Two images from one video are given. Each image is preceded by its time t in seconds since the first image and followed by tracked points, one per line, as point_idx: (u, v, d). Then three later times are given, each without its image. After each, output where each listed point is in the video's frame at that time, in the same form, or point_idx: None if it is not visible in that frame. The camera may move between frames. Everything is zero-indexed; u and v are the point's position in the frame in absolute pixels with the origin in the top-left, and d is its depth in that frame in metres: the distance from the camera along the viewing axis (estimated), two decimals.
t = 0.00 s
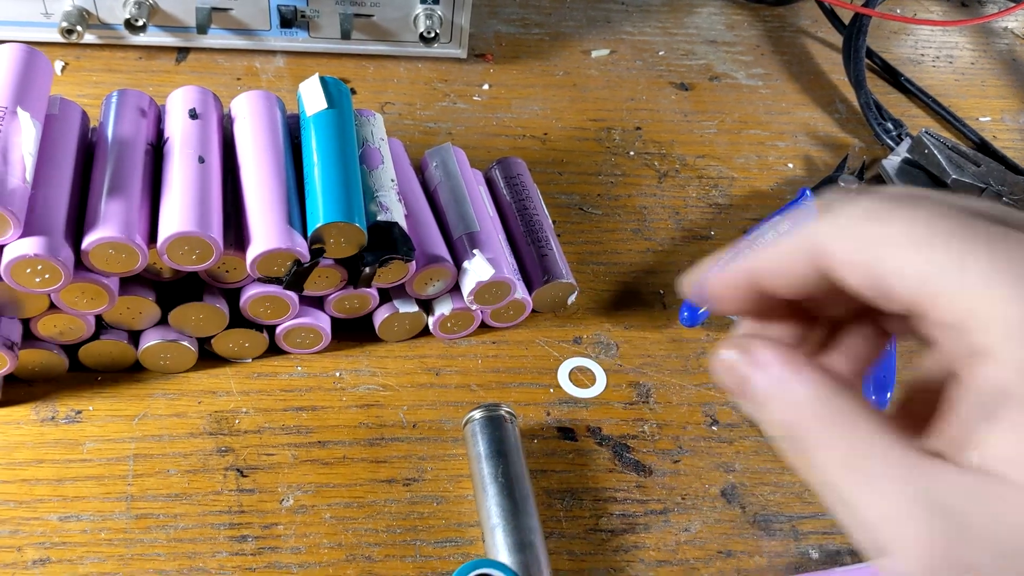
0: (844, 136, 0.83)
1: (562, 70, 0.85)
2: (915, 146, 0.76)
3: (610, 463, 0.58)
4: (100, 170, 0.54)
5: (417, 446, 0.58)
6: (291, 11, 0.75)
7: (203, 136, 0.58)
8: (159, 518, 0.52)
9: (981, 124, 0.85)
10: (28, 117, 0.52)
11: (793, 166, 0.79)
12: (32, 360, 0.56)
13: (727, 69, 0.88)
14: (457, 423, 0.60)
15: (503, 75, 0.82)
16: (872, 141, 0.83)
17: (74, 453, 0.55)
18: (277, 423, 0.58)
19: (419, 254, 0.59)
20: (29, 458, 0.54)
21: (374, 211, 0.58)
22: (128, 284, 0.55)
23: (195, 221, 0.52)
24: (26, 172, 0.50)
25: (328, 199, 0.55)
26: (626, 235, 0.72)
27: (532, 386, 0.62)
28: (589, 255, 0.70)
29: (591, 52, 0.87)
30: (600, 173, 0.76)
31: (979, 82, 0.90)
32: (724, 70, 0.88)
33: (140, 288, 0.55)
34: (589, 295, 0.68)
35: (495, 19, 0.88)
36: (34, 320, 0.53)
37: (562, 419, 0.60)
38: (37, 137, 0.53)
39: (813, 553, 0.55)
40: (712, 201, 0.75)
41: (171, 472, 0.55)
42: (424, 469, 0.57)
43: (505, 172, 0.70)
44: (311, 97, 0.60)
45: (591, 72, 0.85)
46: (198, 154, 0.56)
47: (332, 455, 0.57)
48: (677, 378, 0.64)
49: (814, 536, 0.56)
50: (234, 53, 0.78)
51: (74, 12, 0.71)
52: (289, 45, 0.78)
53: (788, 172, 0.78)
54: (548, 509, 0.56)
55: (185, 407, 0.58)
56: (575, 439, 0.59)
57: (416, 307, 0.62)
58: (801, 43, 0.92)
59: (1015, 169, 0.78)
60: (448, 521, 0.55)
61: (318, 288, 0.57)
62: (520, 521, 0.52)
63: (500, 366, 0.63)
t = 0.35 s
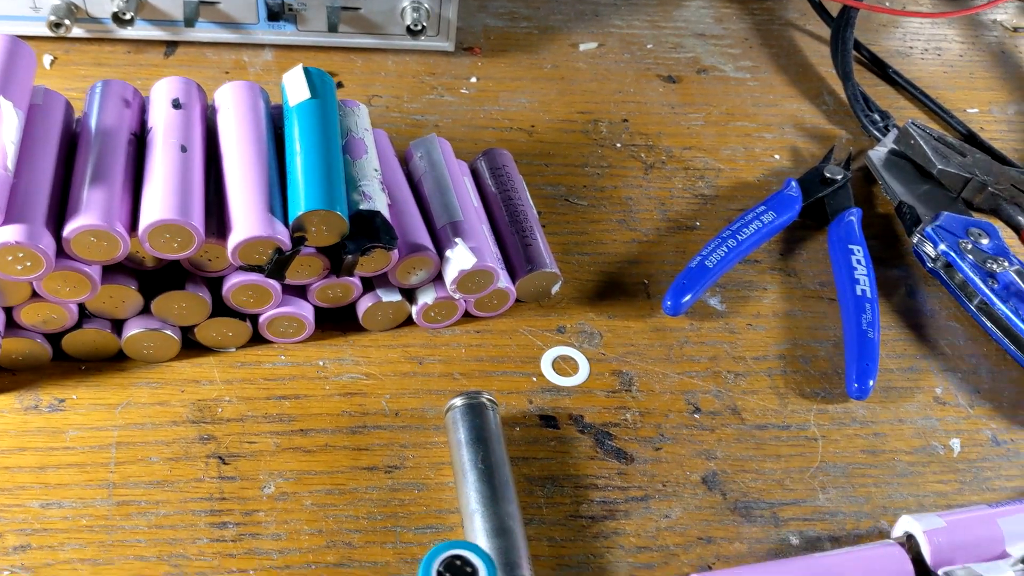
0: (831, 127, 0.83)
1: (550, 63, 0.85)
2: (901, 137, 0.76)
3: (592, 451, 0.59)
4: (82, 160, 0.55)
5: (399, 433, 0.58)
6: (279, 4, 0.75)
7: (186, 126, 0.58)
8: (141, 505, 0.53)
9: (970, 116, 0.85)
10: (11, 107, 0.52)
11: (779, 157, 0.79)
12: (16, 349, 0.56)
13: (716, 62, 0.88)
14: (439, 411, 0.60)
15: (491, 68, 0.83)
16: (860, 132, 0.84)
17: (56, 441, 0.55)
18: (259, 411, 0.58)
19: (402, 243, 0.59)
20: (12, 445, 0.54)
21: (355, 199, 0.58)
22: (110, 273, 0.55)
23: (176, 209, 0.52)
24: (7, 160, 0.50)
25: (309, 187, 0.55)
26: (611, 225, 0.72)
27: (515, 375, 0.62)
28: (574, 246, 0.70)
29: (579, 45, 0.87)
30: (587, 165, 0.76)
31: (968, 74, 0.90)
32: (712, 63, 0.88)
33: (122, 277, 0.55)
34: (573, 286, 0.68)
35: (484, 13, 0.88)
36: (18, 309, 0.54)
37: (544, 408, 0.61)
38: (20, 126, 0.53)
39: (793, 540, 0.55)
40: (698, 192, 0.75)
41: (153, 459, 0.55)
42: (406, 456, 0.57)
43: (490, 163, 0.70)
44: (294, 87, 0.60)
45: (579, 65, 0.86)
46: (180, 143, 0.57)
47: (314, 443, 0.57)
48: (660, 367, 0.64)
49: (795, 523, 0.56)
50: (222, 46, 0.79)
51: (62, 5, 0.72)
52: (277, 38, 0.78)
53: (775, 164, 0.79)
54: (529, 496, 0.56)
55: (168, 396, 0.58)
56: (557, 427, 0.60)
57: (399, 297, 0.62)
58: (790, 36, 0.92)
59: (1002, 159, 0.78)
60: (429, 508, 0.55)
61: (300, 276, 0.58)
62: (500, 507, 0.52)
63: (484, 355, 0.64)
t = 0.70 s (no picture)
0: (826, 126, 0.83)
1: (545, 61, 0.85)
2: (896, 135, 0.76)
3: (586, 449, 0.58)
4: (75, 158, 0.54)
5: (394, 432, 0.58)
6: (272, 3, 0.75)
7: (178, 124, 0.58)
8: (134, 504, 0.53)
9: (964, 114, 0.85)
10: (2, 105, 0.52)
11: (774, 156, 0.79)
12: (9, 348, 0.56)
13: (710, 61, 0.88)
14: (433, 409, 0.60)
15: (485, 67, 0.83)
16: (854, 131, 0.84)
17: (49, 440, 0.55)
18: (253, 410, 0.58)
19: (396, 242, 0.59)
20: (5, 444, 0.54)
21: (349, 198, 0.58)
22: (103, 272, 0.55)
23: (168, 207, 0.52)
24: None
25: (302, 184, 0.55)
26: (606, 224, 0.72)
27: (509, 373, 0.62)
28: (569, 244, 0.70)
29: (573, 44, 0.87)
30: (581, 163, 0.76)
31: (963, 72, 0.90)
32: (707, 62, 0.88)
33: (115, 276, 0.55)
34: (568, 284, 0.68)
35: (478, 11, 0.88)
36: (10, 307, 0.54)
37: (538, 406, 0.61)
38: (11, 124, 0.53)
39: (788, 538, 0.55)
40: (692, 190, 0.75)
41: (147, 458, 0.55)
42: (400, 455, 0.57)
43: (484, 162, 0.70)
44: (287, 85, 0.60)
45: (574, 63, 0.85)
46: (172, 141, 0.57)
47: (308, 442, 0.57)
48: (654, 365, 0.64)
49: (789, 521, 0.56)
50: (216, 45, 0.78)
51: (56, 4, 0.71)
52: (271, 37, 0.78)
53: (769, 162, 0.79)
54: (523, 494, 0.56)
55: (161, 394, 0.58)
56: (552, 426, 0.59)
57: (393, 295, 0.62)
58: (784, 35, 0.92)
59: (996, 158, 0.78)
60: (423, 507, 0.55)
61: (293, 275, 0.58)
62: (494, 505, 0.52)
63: (478, 354, 0.63)
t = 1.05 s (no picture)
0: (828, 128, 0.83)
1: (548, 64, 0.85)
2: (898, 138, 0.76)
3: (590, 451, 0.59)
4: (82, 162, 0.55)
5: (398, 434, 0.59)
6: (277, 6, 0.76)
7: (184, 128, 0.58)
8: (140, 506, 0.53)
9: (966, 117, 0.86)
10: (10, 109, 0.53)
11: (776, 158, 0.80)
12: (16, 350, 0.56)
13: (713, 63, 0.88)
14: (438, 411, 0.60)
15: (489, 70, 0.83)
16: (856, 133, 0.84)
17: (56, 442, 0.55)
18: (258, 412, 0.58)
19: (400, 244, 0.60)
20: (12, 446, 0.54)
21: (354, 201, 0.58)
22: (109, 274, 0.55)
23: (175, 211, 0.52)
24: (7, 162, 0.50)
25: (308, 188, 0.55)
26: (609, 227, 0.72)
27: (513, 375, 0.63)
28: (572, 247, 0.70)
29: (576, 47, 0.88)
30: (584, 166, 0.76)
31: (965, 75, 0.90)
32: (710, 64, 0.88)
33: (122, 278, 0.55)
34: (572, 287, 0.68)
35: (482, 14, 0.89)
36: (17, 310, 0.54)
37: (542, 408, 0.61)
38: (18, 128, 0.53)
39: (792, 540, 0.55)
40: (695, 193, 0.76)
41: (153, 460, 0.55)
42: (404, 457, 0.57)
43: (488, 165, 0.71)
44: (292, 89, 0.60)
45: (577, 66, 0.86)
46: (179, 145, 0.57)
47: (313, 444, 0.57)
48: (657, 368, 0.64)
49: (792, 522, 0.57)
50: (221, 48, 0.79)
51: (61, 7, 0.72)
52: (276, 40, 0.79)
53: (772, 165, 0.79)
54: (527, 496, 0.56)
55: (167, 397, 0.58)
56: (555, 428, 0.60)
57: (397, 297, 0.62)
58: (787, 38, 0.93)
59: (998, 160, 0.78)
60: (427, 508, 0.55)
61: (299, 277, 0.58)
62: (498, 507, 0.52)
63: (482, 356, 0.64)
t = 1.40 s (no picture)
0: (829, 128, 0.83)
1: (548, 64, 0.85)
2: (899, 137, 0.76)
3: (591, 452, 0.59)
4: (80, 161, 0.55)
5: (398, 435, 0.58)
6: (276, 6, 0.76)
7: (183, 128, 0.58)
8: (139, 508, 0.53)
9: (967, 117, 0.85)
10: (7, 108, 0.52)
11: (777, 158, 0.79)
12: (14, 352, 0.56)
13: (713, 63, 0.88)
14: (437, 412, 0.60)
15: (489, 69, 0.83)
16: (857, 133, 0.84)
17: (54, 444, 0.55)
18: (257, 413, 0.58)
19: (399, 244, 0.59)
20: (10, 448, 0.54)
21: (353, 201, 0.58)
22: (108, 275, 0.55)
23: (173, 211, 0.52)
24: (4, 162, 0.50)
25: (307, 188, 0.55)
26: (610, 227, 0.72)
27: (513, 376, 0.62)
28: (572, 247, 0.70)
29: (576, 46, 0.87)
30: (585, 166, 0.76)
31: (966, 74, 0.90)
32: (710, 64, 0.88)
33: (120, 279, 0.55)
34: (572, 288, 0.68)
35: (481, 14, 0.89)
36: (15, 311, 0.54)
37: (543, 409, 0.61)
38: (16, 128, 0.53)
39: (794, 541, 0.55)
40: (696, 193, 0.75)
41: (151, 461, 0.55)
42: (404, 458, 0.57)
43: (488, 165, 0.70)
44: (291, 89, 0.60)
45: (577, 66, 0.85)
46: (177, 145, 0.57)
47: (313, 445, 0.57)
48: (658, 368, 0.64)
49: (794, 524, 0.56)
50: (220, 48, 0.78)
51: (60, 7, 0.72)
52: (275, 40, 0.79)
53: (773, 164, 0.79)
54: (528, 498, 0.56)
55: (166, 398, 0.58)
56: (556, 429, 0.60)
57: (397, 298, 0.62)
58: (787, 37, 0.92)
59: (999, 160, 0.78)
60: (427, 510, 0.55)
61: (298, 278, 0.58)
62: (499, 509, 0.52)
63: (482, 357, 0.63)
